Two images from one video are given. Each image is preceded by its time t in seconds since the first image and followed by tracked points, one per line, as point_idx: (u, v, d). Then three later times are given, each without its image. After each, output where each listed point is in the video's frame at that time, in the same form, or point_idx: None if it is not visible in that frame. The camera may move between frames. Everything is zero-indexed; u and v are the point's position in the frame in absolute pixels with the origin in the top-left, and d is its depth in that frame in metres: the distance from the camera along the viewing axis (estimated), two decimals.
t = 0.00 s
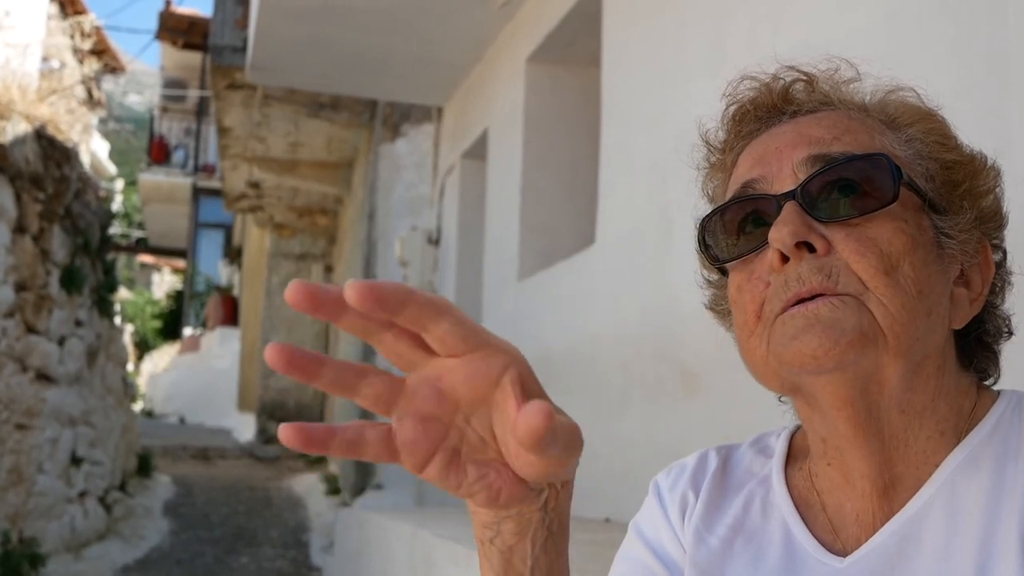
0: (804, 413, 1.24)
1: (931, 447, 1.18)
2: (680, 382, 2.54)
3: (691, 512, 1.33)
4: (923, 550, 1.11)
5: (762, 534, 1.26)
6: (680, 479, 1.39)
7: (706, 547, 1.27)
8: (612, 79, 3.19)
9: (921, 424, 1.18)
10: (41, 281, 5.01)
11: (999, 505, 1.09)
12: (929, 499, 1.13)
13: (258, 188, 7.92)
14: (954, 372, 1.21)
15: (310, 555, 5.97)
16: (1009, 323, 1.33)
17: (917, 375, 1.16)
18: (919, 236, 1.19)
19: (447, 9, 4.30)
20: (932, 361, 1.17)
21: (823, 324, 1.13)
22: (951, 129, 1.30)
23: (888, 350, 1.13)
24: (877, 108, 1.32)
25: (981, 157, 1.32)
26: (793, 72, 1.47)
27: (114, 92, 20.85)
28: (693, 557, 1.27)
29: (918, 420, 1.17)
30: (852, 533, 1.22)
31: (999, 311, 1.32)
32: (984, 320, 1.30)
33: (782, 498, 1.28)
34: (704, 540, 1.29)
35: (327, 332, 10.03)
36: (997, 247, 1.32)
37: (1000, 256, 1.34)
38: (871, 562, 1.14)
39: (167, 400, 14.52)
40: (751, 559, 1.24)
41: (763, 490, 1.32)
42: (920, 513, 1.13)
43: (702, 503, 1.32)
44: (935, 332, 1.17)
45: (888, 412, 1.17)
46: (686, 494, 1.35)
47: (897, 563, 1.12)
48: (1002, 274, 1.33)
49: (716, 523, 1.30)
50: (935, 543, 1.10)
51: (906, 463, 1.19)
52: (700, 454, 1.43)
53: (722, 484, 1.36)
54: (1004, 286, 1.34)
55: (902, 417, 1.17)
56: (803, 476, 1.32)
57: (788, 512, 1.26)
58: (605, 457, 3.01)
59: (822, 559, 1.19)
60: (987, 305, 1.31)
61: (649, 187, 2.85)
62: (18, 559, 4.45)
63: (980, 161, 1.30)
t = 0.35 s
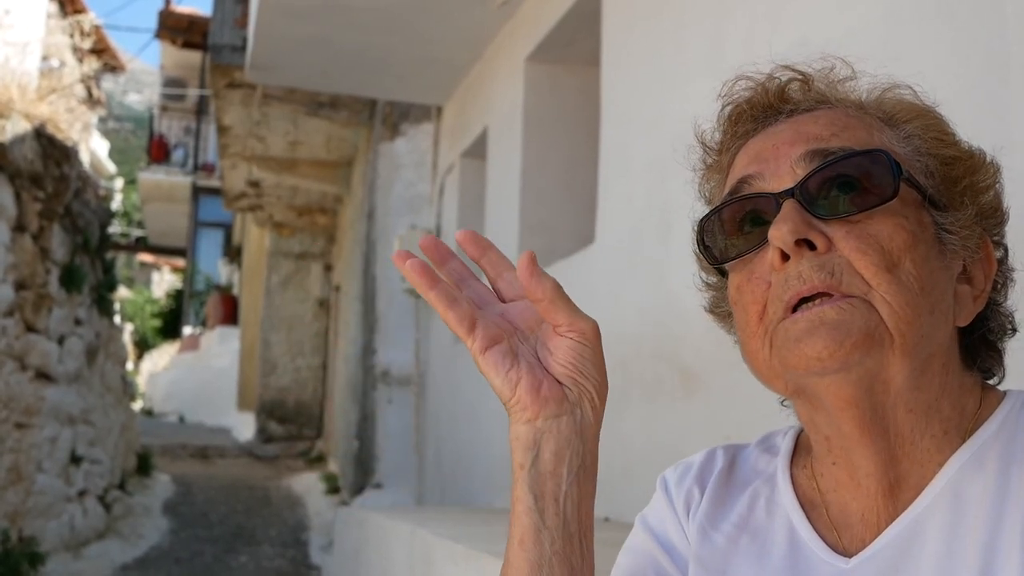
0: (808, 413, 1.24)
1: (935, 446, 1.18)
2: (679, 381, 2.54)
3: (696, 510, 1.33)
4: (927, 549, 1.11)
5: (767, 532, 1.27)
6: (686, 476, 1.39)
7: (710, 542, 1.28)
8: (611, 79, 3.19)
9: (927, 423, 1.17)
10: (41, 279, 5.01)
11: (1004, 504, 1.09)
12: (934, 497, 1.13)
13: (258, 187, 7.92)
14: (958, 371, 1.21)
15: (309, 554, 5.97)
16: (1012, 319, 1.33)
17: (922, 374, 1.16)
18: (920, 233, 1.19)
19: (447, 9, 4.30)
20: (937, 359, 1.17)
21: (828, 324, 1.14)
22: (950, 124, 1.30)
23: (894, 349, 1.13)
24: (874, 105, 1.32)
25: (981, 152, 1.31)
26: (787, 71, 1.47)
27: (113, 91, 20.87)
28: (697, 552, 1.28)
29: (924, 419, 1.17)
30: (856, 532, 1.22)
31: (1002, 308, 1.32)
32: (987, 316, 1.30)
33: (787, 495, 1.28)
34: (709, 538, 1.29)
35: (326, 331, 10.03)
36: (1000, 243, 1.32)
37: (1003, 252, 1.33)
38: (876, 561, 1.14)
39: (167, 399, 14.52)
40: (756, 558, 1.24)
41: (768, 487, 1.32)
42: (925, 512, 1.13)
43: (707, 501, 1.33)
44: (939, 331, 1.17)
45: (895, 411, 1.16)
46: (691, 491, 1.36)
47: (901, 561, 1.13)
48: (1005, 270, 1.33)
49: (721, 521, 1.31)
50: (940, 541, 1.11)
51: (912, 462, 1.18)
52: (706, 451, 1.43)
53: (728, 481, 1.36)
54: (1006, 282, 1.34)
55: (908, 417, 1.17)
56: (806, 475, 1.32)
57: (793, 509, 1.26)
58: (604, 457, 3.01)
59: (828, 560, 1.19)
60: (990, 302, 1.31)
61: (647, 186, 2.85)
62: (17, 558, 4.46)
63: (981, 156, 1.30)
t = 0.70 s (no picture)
0: (812, 421, 1.23)
1: (939, 449, 1.17)
2: (681, 379, 2.54)
3: (695, 509, 1.33)
4: (927, 549, 1.12)
5: (765, 531, 1.27)
6: (685, 473, 1.40)
7: (708, 542, 1.29)
8: (612, 78, 3.19)
9: (930, 425, 1.17)
10: (43, 278, 5.01)
11: (1005, 505, 1.10)
12: (934, 500, 1.13)
13: (260, 185, 7.92)
14: (961, 370, 1.21)
15: (311, 552, 5.97)
16: (1014, 315, 1.32)
17: (924, 379, 1.15)
18: (920, 235, 1.18)
19: (449, 7, 4.30)
20: (939, 363, 1.17)
21: (826, 335, 1.13)
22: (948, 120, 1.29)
23: (894, 359, 1.12)
24: (872, 102, 1.31)
25: (980, 146, 1.31)
26: (785, 67, 1.47)
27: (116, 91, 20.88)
28: (695, 552, 1.29)
29: (926, 422, 1.17)
30: (857, 531, 1.22)
31: (1004, 303, 1.31)
32: (988, 313, 1.30)
33: (785, 494, 1.28)
34: (708, 538, 1.29)
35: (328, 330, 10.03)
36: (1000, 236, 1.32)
37: (1004, 244, 1.33)
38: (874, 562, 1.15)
39: (169, 398, 14.52)
40: (754, 558, 1.24)
41: (767, 486, 1.32)
42: (924, 515, 1.13)
43: (707, 500, 1.33)
44: (941, 334, 1.16)
45: (896, 418, 1.16)
46: (690, 489, 1.36)
47: (902, 562, 1.13)
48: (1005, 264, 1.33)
49: (720, 520, 1.31)
50: (940, 543, 1.11)
51: (914, 466, 1.18)
52: (706, 448, 1.43)
53: (727, 479, 1.36)
54: (1008, 275, 1.33)
55: (911, 421, 1.16)
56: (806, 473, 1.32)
57: (792, 508, 1.26)
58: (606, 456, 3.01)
59: (825, 556, 1.19)
60: (992, 297, 1.31)
61: (647, 185, 2.85)
62: (20, 557, 4.46)
63: (980, 150, 1.29)
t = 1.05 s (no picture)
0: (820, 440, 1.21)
1: (947, 451, 1.17)
2: (683, 380, 2.54)
3: (698, 510, 1.33)
4: (934, 549, 1.12)
5: (767, 534, 1.27)
6: (689, 474, 1.40)
7: (711, 548, 1.28)
8: (612, 79, 3.20)
9: (937, 430, 1.16)
10: (44, 278, 5.01)
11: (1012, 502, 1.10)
12: (942, 500, 1.13)
13: (261, 186, 7.92)
14: (963, 368, 1.20)
15: (311, 553, 5.97)
16: (1007, 301, 1.33)
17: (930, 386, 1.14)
18: (914, 243, 1.18)
19: (449, 8, 4.30)
20: (943, 367, 1.16)
21: (833, 358, 1.11)
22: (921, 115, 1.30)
23: (902, 374, 1.11)
24: (844, 106, 1.32)
25: (955, 136, 1.32)
26: (750, 77, 1.48)
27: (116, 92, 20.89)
28: (698, 558, 1.28)
29: (933, 427, 1.16)
30: (861, 535, 1.23)
31: (997, 293, 1.33)
32: (983, 305, 1.31)
33: (787, 496, 1.29)
34: (710, 541, 1.29)
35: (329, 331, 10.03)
36: (987, 224, 1.33)
37: (989, 229, 1.35)
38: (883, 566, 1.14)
39: (170, 398, 14.54)
40: (756, 559, 1.24)
41: (770, 489, 1.32)
42: (933, 517, 1.13)
43: (709, 503, 1.33)
44: (943, 339, 1.16)
45: (903, 430, 1.15)
46: (693, 490, 1.36)
47: (908, 562, 1.14)
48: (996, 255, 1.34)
49: (723, 522, 1.31)
50: (948, 543, 1.11)
51: (922, 470, 1.17)
52: (709, 449, 1.44)
53: (730, 481, 1.37)
54: (997, 262, 1.35)
55: (919, 427, 1.15)
56: (811, 478, 1.32)
57: (795, 510, 1.26)
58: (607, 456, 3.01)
59: (830, 561, 1.19)
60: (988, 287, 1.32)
61: (647, 188, 2.86)
62: (20, 557, 4.46)
63: (955, 141, 1.31)
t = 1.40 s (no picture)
0: (819, 418, 1.22)
1: (948, 448, 1.17)
2: (683, 380, 2.55)
3: (699, 511, 1.32)
4: (939, 549, 1.11)
5: (771, 534, 1.26)
6: (688, 473, 1.39)
7: (714, 548, 1.27)
8: (612, 79, 3.21)
9: (939, 425, 1.17)
10: (45, 278, 5.01)
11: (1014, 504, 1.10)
12: (945, 496, 1.13)
13: (262, 186, 7.92)
14: (969, 370, 1.21)
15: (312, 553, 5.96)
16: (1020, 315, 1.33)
17: (936, 375, 1.15)
18: (934, 233, 1.19)
19: (449, 8, 4.30)
20: (950, 362, 1.17)
21: (843, 326, 1.13)
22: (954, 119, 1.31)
23: (911, 352, 1.12)
24: (876, 100, 1.32)
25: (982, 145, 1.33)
26: (784, 65, 1.48)
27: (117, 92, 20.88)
28: (702, 558, 1.27)
29: (934, 421, 1.17)
30: (864, 536, 1.22)
31: (1010, 305, 1.32)
32: (995, 313, 1.30)
33: (791, 495, 1.28)
34: (713, 541, 1.28)
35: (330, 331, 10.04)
36: (1003, 236, 1.32)
37: (1006, 244, 1.34)
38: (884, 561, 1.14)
39: (171, 399, 14.54)
40: (760, 560, 1.23)
41: (773, 487, 1.32)
42: (937, 512, 1.12)
43: (711, 503, 1.32)
44: (953, 332, 1.16)
45: (907, 413, 1.16)
46: (694, 489, 1.35)
47: (912, 560, 1.12)
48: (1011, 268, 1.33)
49: (726, 522, 1.30)
50: (951, 542, 1.11)
51: (921, 466, 1.18)
52: (709, 447, 1.43)
53: (732, 480, 1.36)
54: (1013, 280, 1.34)
55: (921, 419, 1.16)
56: (814, 477, 1.31)
57: (798, 509, 1.26)
58: (608, 456, 3.01)
59: (834, 561, 1.18)
60: (1001, 297, 1.32)
61: (648, 186, 2.86)
62: (20, 557, 4.46)
63: (983, 149, 1.31)
